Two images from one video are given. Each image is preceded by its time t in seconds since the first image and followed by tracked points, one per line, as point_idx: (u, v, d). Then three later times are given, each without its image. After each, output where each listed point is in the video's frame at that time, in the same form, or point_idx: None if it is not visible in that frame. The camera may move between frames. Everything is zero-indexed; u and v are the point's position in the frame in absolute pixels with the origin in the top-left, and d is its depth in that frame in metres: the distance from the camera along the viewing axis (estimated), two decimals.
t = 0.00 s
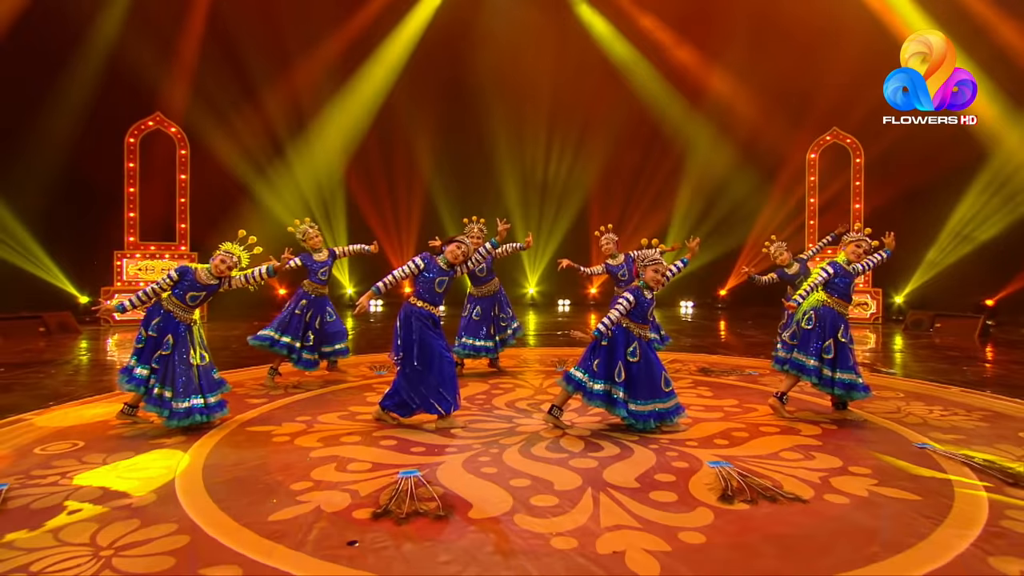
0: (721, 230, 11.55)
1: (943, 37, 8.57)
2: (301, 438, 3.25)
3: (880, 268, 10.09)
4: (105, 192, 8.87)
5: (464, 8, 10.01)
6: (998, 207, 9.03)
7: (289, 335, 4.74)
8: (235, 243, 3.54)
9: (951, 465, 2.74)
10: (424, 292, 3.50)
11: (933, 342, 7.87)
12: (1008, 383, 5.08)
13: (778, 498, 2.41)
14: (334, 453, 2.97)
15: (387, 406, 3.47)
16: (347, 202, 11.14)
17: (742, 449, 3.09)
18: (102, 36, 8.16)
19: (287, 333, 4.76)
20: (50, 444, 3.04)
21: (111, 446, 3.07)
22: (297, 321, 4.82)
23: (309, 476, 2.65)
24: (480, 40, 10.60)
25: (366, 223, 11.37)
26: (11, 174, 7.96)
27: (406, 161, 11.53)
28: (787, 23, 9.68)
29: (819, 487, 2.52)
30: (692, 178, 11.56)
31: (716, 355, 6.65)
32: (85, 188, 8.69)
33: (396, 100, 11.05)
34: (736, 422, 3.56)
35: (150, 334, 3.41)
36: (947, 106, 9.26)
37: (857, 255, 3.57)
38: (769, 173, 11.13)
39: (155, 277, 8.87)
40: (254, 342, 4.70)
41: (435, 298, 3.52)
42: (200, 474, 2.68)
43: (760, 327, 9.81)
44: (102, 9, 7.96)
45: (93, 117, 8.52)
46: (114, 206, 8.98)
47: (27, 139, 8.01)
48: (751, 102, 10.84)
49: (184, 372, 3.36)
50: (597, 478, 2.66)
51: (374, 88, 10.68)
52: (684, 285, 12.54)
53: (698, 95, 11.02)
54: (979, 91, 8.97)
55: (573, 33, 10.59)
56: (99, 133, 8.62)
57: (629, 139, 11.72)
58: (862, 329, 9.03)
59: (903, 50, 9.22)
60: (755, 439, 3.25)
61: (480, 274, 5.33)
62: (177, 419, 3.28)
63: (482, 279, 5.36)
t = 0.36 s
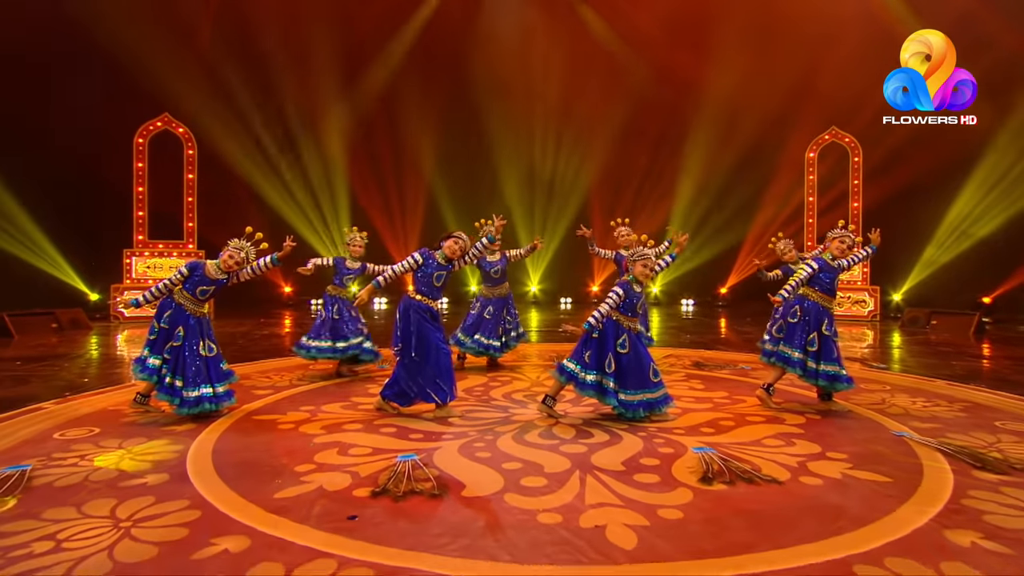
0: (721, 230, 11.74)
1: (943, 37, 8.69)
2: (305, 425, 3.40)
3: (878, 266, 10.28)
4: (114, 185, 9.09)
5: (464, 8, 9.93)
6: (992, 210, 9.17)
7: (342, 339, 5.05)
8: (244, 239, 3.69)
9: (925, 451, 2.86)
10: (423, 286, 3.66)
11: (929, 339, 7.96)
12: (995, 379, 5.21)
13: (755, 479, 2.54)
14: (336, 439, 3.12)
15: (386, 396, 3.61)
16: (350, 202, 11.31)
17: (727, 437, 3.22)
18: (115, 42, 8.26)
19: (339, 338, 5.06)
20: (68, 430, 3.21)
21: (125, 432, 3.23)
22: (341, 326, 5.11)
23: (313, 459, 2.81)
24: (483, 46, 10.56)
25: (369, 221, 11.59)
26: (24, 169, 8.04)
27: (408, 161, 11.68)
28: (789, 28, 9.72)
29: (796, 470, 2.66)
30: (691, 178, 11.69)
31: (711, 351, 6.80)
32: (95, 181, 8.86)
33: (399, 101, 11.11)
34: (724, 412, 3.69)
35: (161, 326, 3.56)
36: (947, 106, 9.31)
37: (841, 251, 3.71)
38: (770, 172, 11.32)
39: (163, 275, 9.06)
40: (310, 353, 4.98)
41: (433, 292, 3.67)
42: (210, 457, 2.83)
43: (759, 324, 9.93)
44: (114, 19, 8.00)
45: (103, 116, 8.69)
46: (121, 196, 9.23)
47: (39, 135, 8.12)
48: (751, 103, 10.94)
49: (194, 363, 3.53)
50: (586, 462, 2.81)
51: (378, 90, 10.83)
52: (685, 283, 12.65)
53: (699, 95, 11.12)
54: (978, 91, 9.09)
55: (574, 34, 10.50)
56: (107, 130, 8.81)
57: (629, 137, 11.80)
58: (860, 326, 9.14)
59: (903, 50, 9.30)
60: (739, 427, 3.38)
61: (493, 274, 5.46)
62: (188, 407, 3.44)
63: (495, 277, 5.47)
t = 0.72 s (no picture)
0: (717, 229, 11.88)
1: (942, 37, 8.89)
2: (310, 412, 3.57)
3: (874, 264, 10.52)
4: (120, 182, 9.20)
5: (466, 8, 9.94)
6: (983, 211, 9.32)
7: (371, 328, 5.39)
8: (249, 233, 3.83)
9: (899, 435, 3.01)
10: (422, 280, 3.82)
11: (921, 335, 8.11)
12: (983, 373, 5.35)
13: (734, 460, 2.69)
14: (339, 425, 3.28)
15: (387, 385, 3.77)
16: (353, 201, 11.40)
17: (712, 423, 3.37)
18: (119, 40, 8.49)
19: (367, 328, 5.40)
20: (85, 416, 3.37)
21: (139, 418, 3.39)
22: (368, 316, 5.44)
23: (317, 443, 2.97)
24: (483, 46, 10.73)
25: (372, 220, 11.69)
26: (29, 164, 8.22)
27: (409, 158, 11.78)
28: (784, 29, 9.90)
29: (775, 452, 2.80)
30: (687, 176, 11.86)
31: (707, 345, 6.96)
32: (100, 177, 8.99)
33: (400, 101, 11.20)
34: (712, 401, 3.84)
35: (171, 318, 3.72)
36: (947, 106, 9.45)
37: (824, 246, 3.85)
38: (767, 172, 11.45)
39: (169, 272, 9.22)
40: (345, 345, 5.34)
41: (432, 286, 3.83)
42: (220, 440, 3.00)
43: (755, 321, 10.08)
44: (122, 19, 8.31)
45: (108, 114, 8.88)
46: (125, 193, 9.34)
47: (41, 133, 8.28)
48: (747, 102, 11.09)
49: (203, 353, 3.69)
50: (576, 445, 2.96)
51: (380, 89, 10.95)
52: (685, 280, 12.78)
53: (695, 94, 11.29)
54: (979, 91, 9.17)
55: (575, 32, 10.52)
56: (112, 129, 8.98)
57: (628, 135, 11.89)
58: (855, 323, 9.27)
59: (902, 52, 9.56)
60: (724, 415, 3.54)
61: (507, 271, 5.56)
62: (198, 395, 3.59)
63: (507, 275, 5.59)
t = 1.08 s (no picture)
0: (717, 225, 11.87)
1: (942, 37, 8.95)
2: (319, 401, 3.73)
3: (872, 261, 10.59)
4: (125, 174, 9.28)
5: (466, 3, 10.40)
6: (979, 208, 9.44)
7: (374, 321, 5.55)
8: (260, 230, 3.99)
9: (881, 421, 3.15)
10: (426, 274, 3.98)
11: (917, 331, 8.23)
12: (977, 368, 5.47)
13: (721, 443, 2.85)
14: (348, 412, 3.45)
15: (392, 375, 3.91)
16: (356, 199, 11.54)
17: (703, 411, 3.52)
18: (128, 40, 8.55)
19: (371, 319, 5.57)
20: (106, 404, 3.54)
21: (156, 405, 3.57)
22: (374, 308, 5.62)
23: (326, 428, 3.13)
24: (485, 44, 11.10)
25: (375, 219, 11.79)
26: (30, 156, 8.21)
27: (411, 157, 11.97)
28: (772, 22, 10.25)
29: (761, 436, 2.96)
30: (686, 175, 11.94)
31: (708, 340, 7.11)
32: (106, 169, 9.07)
33: (398, 97, 11.51)
34: (705, 391, 3.99)
35: (186, 311, 3.88)
36: (948, 106, 9.47)
37: (813, 242, 4.00)
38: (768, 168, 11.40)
39: (177, 270, 9.40)
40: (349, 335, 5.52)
41: (436, 279, 3.99)
42: (235, 425, 3.17)
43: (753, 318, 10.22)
44: (124, 14, 8.30)
45: (117, 113, 8.98)
46: (133, 192, 9.41)
47: (51, 132, 8.37)
48: (743, 100, 11.24)
49: (216, 344, 3.85)
50: (573, 430, 3.11)
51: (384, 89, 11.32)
52: (686, 277, 12.89)
53: (689, 90, 11.47)
54: (979, 91, 9.21)
55: (570, 28, 10.83)
56: (122, 128, 9.07)
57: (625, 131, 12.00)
58: (852, 320, 9.40)
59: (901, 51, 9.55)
60: (716, 403, 3.69)
61: (523, 265, 5.69)
62: (212, 384, 3.75)
63: (521, 270, 5.72)
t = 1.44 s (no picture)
0: (716, 222, 12.05)
1: (943, 37, 8.93)
2: (332, 388, 3.90)
3: (871, 257, 10.72)
4: (136, 172, 9.46)
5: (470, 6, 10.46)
6: (977, 204, 9.57)
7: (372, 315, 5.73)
8: (274, 225, 4.15)
9: (868, 407, 3.30)
10: (433, 267, 4.14)
11: (914, 327, 8.35)
12: (972, 362, 5.60)
13: (713, 426, 3.00)
14: (359, 398, 3.61)
15: (400, 364, 4.06)
16: (363, 194, 11.76)
17: (699, 398, 3.68)
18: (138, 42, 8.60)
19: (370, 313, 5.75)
20: (129, 391, 3.72)
21: (176, 392, 3.74)
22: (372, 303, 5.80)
23: (340, 412, 3.30)
24: (488, 44, 11.21)
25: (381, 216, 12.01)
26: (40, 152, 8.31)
27: (417, 154, 12.18)
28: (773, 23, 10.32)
29: (752, 420, 3.11)
30: (687, 172, 12.07)
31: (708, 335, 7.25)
32: (118, 169, 9.23)
33: (404, 96, 11.66)
34: (701, 380, 4.15)
35: (203, 302, 4.05)
36: (948, 106, 9.51)
37: (806, 237, 4.14)
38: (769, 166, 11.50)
39: (186, 266, 9.58)
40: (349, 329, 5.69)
41: (443, 272, 4.15)
42: (253, 410, 3.34)
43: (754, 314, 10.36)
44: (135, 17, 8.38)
45: (129, 113, 9.12)
46: (144, 190, 9.60)
47: (66, 131, 8.51)
48: (745, 98, 11.34)
49: (232, 335, 4.02)
50: (573, 415, 3.27)
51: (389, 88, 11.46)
52: (688, 274, 13.03)
53: (691, 91, 11.50)
54: (979, 91, 9.23)
55: (573, 30, 10.84)
56: (133, 128, 9.23)
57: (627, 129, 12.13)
58: (851, 315, 9.52)
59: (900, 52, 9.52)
60: (711, 391, 3.85)
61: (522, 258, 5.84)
62: (228, 372, 3.92)
63: (521, 261, 5.87)
